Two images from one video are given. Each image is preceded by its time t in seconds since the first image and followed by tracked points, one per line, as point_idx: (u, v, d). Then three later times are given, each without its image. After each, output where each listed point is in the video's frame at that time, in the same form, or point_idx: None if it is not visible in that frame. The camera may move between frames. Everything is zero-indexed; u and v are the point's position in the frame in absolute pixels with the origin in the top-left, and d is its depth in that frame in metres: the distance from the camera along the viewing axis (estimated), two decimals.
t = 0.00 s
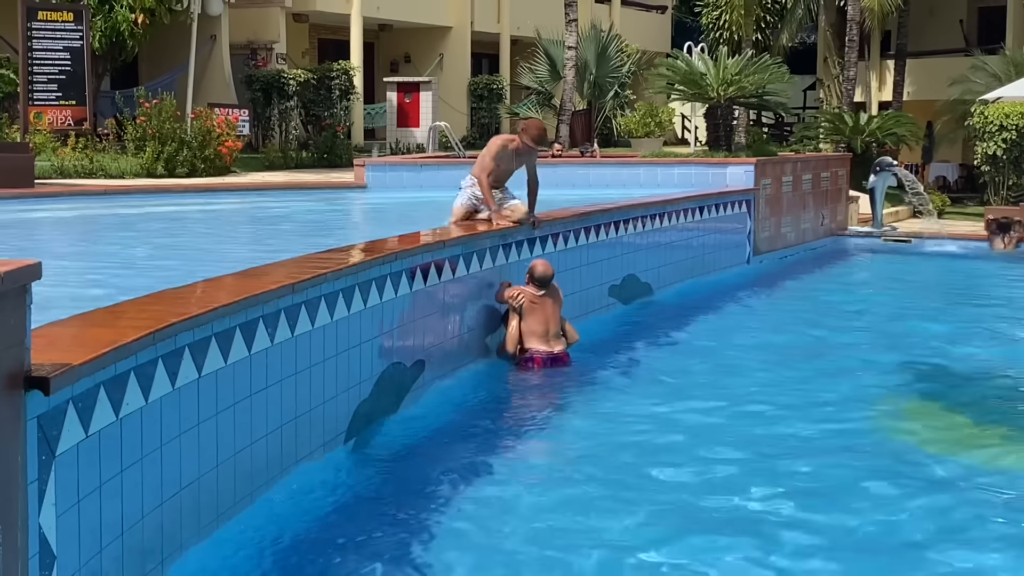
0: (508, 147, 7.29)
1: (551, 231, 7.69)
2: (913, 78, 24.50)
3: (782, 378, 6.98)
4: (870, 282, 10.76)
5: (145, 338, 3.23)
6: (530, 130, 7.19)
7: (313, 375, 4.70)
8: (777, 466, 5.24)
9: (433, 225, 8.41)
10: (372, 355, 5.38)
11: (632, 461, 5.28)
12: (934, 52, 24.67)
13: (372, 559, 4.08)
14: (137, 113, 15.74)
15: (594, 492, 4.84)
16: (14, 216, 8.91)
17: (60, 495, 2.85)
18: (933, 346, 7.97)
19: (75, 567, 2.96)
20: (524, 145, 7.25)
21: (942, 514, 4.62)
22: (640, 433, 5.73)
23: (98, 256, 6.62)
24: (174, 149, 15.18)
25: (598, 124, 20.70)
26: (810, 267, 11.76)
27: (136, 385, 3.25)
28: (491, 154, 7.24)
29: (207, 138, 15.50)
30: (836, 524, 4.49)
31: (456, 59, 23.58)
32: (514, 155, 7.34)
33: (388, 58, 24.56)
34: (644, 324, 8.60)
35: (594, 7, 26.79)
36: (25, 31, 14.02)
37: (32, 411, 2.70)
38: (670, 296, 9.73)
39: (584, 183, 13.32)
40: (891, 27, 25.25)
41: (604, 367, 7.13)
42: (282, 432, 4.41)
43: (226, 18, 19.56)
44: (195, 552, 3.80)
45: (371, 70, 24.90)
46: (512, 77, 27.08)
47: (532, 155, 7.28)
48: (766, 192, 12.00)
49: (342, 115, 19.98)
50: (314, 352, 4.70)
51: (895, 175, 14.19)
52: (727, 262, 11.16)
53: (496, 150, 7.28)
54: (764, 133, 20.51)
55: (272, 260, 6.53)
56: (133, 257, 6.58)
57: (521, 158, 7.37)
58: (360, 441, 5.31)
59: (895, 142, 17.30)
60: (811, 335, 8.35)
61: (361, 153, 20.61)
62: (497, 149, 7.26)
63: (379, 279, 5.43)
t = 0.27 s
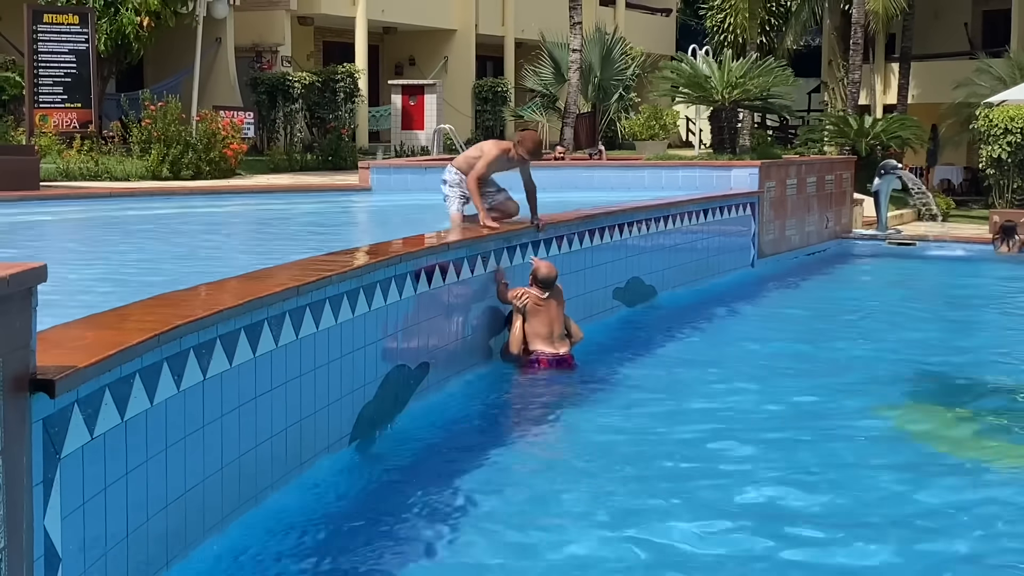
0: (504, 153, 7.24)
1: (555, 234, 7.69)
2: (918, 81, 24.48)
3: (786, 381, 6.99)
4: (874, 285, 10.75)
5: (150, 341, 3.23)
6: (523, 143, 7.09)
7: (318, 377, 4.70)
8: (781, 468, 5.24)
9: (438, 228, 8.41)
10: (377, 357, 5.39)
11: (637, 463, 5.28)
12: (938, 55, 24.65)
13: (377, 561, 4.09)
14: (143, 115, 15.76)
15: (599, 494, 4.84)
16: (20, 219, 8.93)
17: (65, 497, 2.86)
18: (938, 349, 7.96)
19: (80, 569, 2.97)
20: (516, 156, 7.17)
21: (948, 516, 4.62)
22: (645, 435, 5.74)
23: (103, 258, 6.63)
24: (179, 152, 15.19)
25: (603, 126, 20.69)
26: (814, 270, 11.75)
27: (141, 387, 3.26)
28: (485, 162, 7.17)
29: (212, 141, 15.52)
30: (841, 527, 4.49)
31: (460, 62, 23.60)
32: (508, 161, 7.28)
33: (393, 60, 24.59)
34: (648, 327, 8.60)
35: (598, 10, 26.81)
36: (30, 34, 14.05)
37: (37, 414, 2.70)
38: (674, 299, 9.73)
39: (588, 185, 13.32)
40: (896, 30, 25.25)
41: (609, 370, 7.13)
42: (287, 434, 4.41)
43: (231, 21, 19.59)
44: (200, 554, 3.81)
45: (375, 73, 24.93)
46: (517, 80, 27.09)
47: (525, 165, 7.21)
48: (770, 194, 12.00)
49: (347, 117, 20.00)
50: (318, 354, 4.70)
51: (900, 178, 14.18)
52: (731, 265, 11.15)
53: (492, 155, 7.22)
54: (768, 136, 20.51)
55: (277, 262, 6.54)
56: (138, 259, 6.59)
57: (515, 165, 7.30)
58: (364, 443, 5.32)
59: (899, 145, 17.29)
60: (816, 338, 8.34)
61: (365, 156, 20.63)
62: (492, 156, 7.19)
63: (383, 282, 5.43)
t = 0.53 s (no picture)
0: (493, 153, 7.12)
1: (560, 237, 7.69)
2: (923, 85, 24.44)
3: (792, 385, 6.98)
4: (879, 290, 10.74)
5: (155, 344, 3.23)
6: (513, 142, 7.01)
7: (323, 381, 4.70)
8: (787, 472, 5.23)
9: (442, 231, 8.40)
10: (382, 361, 5.38)
11: (642, 467, 5.27)
12: (944, 59, 24.61)
13: (381, 565, 4.08)
14: (148, 119, 15.77)
15: (605, 498, 4.84)
16: (25, 222, 8.93)
17: (70, 501, 2.85)
18: (943, 354, 7.94)
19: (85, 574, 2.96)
20: (506, 155, 7.08)
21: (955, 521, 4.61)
22: (650, 438, 5.73)
23: (108, 262, 6.63)
24: (184, 155, 15.22)
25: (608, 131, 20.67)
26: (819, 274, 11.74)
27: (147, 391, 3.26)
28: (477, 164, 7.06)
29: (217, 145, 15.54)
30: (848, 532, 4.48)
31: (465, 65, 23.61)
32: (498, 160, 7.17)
33: (398, 64, 24.61)
34: (653, 330, 8.59)
35: (603, 14, 26.81)
36: (35, 38, 14.07)
37: (43, 418, 2.70)
38: (680, 303, 9.72)
39: (593, 189, 13.32)
40: (901, 34, 25.23)
41: (613, 374, 7.12)
42: (292, 438, 4.41)
43: (237, 24, 19.61)
44: (205, 558, 3.80)
45: (380, 76, 24.95)
46: (521, 84, 27.10)
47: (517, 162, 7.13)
48: (775, 198, 11.98)
49: (352, 121, 20.02)
50: (324, 357, 4.70)
51: (906, 182, 14.15)
52: (736, 268, 11.14)
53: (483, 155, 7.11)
54: (773, 139, 20.50)
55: (282, 266, 6.54)
56: (143, 263, 6.59)
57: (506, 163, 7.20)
58: (369, 447, 5.31)
59: (904, 150, 17.27)
60: (821, 342, 8.33)
61: (370, 159, 20.64)
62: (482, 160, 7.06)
63: (388, 285, 5.43)
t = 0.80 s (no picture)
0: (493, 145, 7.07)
1: (563, 239, 7.68)
2: (927, 87, 24.41)
3: (795, 388, 6.96)
4: (883, 292, 10.72)
5: (158, 347, 3.23)
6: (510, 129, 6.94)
7: (326, 384, 4.69)
8: (791, 475, 5.21)
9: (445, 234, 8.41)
10: (384, 364, 5.38)
11: (645, 470, 5.26)
12: (948, 61, 24.57)
13: (384, 567, 4.08)
14: (151, 121, 15.78)
15: (608, 501, 4.83)
16: (29, 225, 8.94)
17: (73, 504, 2.85)
18: (947, 356, 7.92)
19: None
20: (507, 144, 7.02)
21: (959, 524, 4.59)
22: (654, 441, 5.72)
23: (111, 264, 6.63)
24: (188, 157, 15.23)
25: (611, 133, 20.66)
26: (823, 276, 11.73)
27: (149, 393, 3.26)
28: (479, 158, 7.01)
29: (220, 147, 15.56)
30: (853, 534, 4.46)
31: (469, 67, 23.61)
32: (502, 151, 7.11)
33: (402, 66, 24.63)
34: (656, 332, 8.58)
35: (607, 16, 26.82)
36: (39, 40, 14.10)
37: (45, 419, 2.70)
38: (683, 305, 9.71)
39: (597, 191, 13.32)
40: (905, 36, 25.21)
41: (616, 375, 7.12)
42: (294, 440, 4.40)
43: (241, 27, 19.63)
44: (208, 560, 3.80)
45: (384, 78, 24.96)
46: (525, 86, 27.10)
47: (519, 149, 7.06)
48: (778, 201, 11.97)
49: (355, 123, 20.04)
50: (326, 360, 4.70)
51: (909, 183, 14.13)
52: (740, 271, 11.13)
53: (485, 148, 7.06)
54: (777, 141, 20.48)
55: (285, 268, 6.53)
56: (146, 265, 6.59)
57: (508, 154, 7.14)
58: (372, 449, 5.30)
59: (908, 152, 17.26)
60: (825, 344, 8.32)
61: (374, 162, 20.66)
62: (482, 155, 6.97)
63: (391, 287, 5.43)
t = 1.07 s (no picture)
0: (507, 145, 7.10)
1: (567, 241, 7.68)
2: (931, 89, 24.39)
3: (799, 389, 6.94)
4: (887, 293, 10.71)
5: (161, 348, 3.23)
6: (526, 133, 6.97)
7: (328, 385, 4.69)
8: (797, 477, 5.20)
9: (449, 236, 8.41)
10: (388, 365, 5.38)
11: (651, 472, 5.25)
12: (952, 62, 24.54)
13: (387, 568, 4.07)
14: (155, 123, 15.80)
15: (612, 502, 4.82)
16: (33, 226, 8.94)
17: (75, 505, 2.85)
18: (950, 357, 7.91)
19: None
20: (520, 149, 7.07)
21: (962, 525, 4.58)
22: (658, 442, 5.71)
23: (115, 266, 6.62)
24: (191, 159, 15.22)
25: (615, 134, 20.63)
26: (827, 278, 11.72)
27: (152, 394, 3.26)
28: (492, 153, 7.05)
29: (224, 149, 15.56)
30: (859, 536, 4.45)
31: (472, 69, 23.61)
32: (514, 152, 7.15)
33: (405, 68, 24.64)
34: (660, 334, 8.57)
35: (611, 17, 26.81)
36: (43, 42, 14.11)
37: (48, 421, 2.69)
38: (686, 307, 9.70)
39: (600, 192, 13.29)
40: (909, 38, 25.19)
41: (620, 377, 7.11)
42: (297, 442, 4.40)
43: (244, 29, 19.64)
44: (211, 562, 3.79)
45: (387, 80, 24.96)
46: (528, 87, 27.09)
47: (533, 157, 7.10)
48: (782, 202, 11.95)
49: (359, 125, 20.05)
50: (329, 362, 4.70)
51: (913, 185, 14.11)
52: (743, 272, 11.12)
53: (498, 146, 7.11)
54: (781, 142, 20.45)
55: (289, 270, 6.52)
56: (150, 266, 6.58)
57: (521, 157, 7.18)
58: (375, 451, 5.29)
59: (912, 153, 17.24)
60: (828, 345, 8.31)
61: (378, 163, 20.67)
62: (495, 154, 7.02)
63: (394, 289, 5.42)
